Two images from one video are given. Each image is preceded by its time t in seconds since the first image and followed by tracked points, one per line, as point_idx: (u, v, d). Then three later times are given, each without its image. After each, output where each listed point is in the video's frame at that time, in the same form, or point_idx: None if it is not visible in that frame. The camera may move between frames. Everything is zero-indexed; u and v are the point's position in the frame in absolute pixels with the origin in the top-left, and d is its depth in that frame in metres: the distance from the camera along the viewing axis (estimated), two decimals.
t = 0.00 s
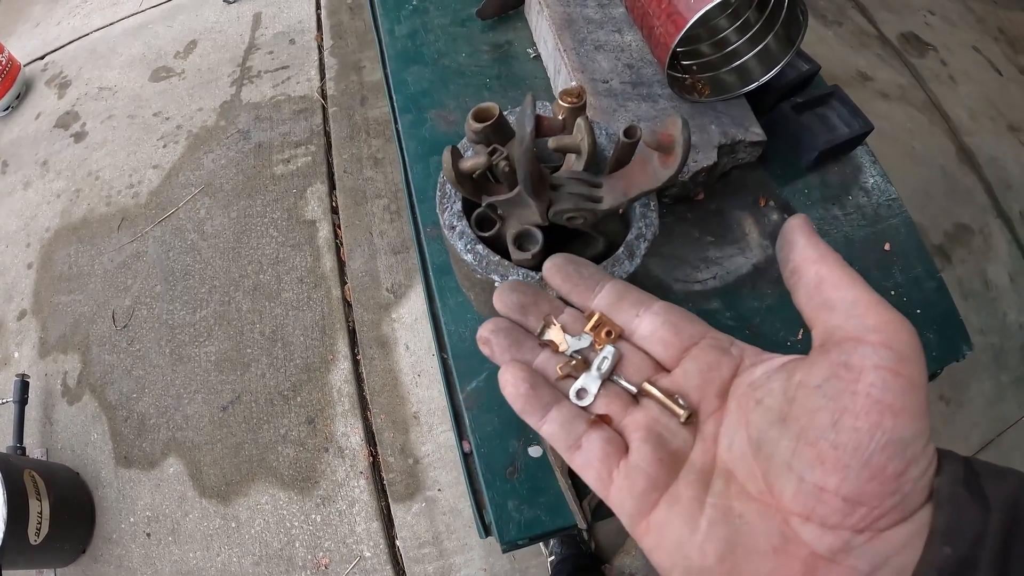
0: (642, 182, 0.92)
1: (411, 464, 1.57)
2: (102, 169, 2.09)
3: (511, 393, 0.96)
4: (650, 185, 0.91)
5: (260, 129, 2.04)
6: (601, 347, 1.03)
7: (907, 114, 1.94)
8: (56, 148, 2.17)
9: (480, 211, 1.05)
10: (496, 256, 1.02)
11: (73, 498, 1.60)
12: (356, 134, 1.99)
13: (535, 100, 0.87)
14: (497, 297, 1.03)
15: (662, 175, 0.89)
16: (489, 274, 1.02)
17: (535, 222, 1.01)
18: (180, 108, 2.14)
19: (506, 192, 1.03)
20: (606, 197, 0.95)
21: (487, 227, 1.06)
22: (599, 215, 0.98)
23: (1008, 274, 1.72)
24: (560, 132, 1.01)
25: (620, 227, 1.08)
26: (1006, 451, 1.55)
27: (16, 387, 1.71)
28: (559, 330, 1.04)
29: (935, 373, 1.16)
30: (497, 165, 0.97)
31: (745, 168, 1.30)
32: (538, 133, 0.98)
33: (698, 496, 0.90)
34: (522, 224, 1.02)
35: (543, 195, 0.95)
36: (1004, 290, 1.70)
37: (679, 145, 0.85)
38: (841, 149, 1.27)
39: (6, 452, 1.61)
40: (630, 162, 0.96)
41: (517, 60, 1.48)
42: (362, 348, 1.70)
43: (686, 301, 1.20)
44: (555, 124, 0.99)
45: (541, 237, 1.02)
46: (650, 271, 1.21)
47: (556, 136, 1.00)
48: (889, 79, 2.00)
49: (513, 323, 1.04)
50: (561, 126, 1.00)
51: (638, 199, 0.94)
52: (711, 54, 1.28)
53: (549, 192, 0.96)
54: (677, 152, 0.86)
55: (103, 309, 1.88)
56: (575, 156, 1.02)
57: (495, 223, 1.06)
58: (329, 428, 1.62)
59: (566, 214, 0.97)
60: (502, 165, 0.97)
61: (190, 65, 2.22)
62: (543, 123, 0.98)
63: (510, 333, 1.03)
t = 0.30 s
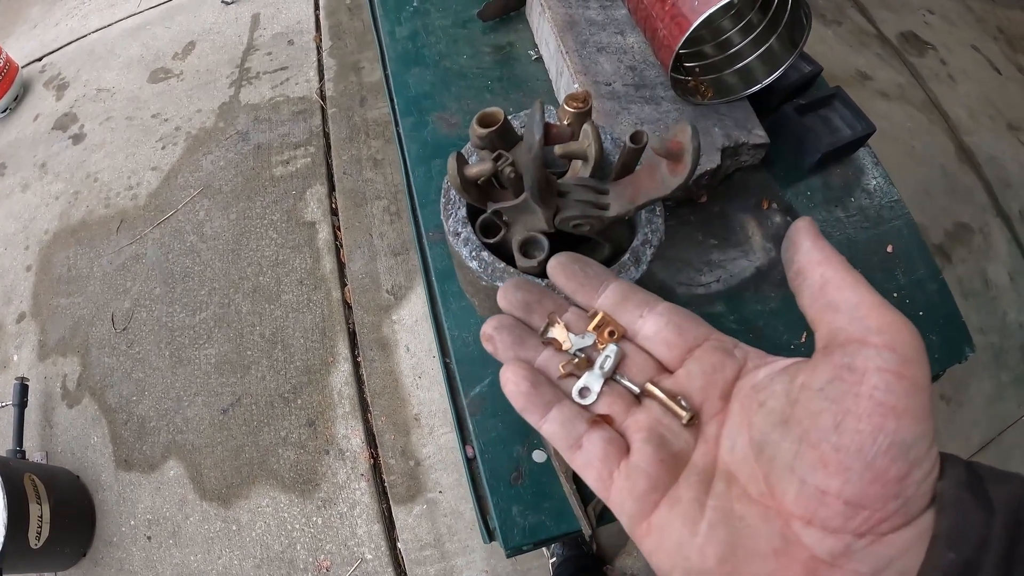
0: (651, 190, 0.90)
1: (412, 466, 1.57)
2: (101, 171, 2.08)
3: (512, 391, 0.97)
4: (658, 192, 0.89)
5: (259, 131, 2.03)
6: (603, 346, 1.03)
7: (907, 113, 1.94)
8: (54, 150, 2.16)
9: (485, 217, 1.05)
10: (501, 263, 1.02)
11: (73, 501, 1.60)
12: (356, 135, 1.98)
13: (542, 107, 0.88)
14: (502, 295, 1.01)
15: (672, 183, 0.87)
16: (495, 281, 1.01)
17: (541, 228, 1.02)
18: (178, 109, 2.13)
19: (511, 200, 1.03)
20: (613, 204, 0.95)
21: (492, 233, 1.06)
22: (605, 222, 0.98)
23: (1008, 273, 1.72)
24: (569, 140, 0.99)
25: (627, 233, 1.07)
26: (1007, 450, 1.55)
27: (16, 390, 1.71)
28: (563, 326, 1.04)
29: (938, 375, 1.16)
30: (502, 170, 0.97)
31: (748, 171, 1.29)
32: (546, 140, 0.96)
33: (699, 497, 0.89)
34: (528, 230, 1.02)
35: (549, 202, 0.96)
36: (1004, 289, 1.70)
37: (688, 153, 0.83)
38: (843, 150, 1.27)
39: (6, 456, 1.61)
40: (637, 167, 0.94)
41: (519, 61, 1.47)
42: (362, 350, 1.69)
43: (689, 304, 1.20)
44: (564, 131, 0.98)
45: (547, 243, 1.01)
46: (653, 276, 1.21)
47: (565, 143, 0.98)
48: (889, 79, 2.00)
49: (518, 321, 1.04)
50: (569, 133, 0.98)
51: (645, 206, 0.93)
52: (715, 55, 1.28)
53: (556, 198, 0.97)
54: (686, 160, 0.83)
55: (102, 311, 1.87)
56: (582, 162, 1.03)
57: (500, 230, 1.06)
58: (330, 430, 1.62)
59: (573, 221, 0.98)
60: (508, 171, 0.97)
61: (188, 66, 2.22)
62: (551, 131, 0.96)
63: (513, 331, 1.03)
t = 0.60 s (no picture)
0: (642, 182, 0.91)
1: (410, 465, 1.56)
2: (98, 171, 2.08)
3: (504, 381, 0.97)
4: (649, 185, 0.89)
5: (257, 130, 2.03)
6: (597, 332, 1.03)
7: (905, 111, 1.94)
8: (52, 150, 2.16)
9: (477, 212, 1.04)
10: (493, 258, 1.02)
11: (72, 501, 1.60)
12: (353, 135, 1.98)
13: (531, 102, 0.89)
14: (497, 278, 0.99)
15: (662, 175, 0.88)
16: (486, 276, 1.01)
17: (532, 223, 1.02)
18: (176, 109, 2.13)
19: (503, 194, 1.03)
20: (605, 198, 0.96)
21: (484, 228, 1.05)
22: (598, 216, 0.99)
23: (1007, 271, 1.72)
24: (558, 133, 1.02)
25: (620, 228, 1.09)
26: (1006, 447, 1.54)
27: (13, 391, 1.70)
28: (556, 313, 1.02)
29: (936, 372, 1.15)
30: (493, 165, 0.96)
31: (744, 168, 1.29)
32: (534, 131, 1.00)
33: (693, 486, 0.89)
34: (519, 225, 1.02)
35: (541, 197, 0.96)
36: (1003, 287, 1.70)
37: (679, 146, 0.83)
38: (840, 147, 1.27)
39: (3, 456, 1.60)
40: (630, 163, 0.95)
41: (514, 59, 1.47)
42: (360, 350, 1.69)
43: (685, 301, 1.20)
44: (554, 124, 1.01)
45: (539, 238, 1.01)
46: (649, 273, 1.20)
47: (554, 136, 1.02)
48: (886, 77, 1.99)
49: (511, 307, 1.03)
50: (559, 127, 1.01)
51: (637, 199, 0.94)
52: (710, 52, 1.27)
53: (548, 193, 0.98)
54: (676, 153, 0.84)
55: (100, 311, 1.87)
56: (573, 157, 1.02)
57: (491, 225, 1.05)
58: (328, 429, 1.62)
59: (565, 215, 0.98)
60: (499, 165, 0.96)
61: (186, 66, 2.22)
62: (540, 124, 1.00)
63: (507, 318, 1.02)
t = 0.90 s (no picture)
0: (632, 175, 0.90)
1: (408, 463, 1.57)
2: (97, 171, 2.08)
3: (498, 370, 0.98)
4: (639, 178, 0.89)
5: (255, 129, 2.03)
6: (591, 321, 1.03)
7: (902, 109, 1.94)
8: (51, 150, 2.17)
9: (471, 206, 1.05)
10: (487, 252, 1.01)
11: (71, 499, 1.60)
12: (351, 134, 1.98)
13: (521, 94, 0.86)
14: (492, 265, 0.99)
15: (652, 167, 0.87)
16: (479, 270, 1.01)
17: (524, 217, 1.04)
18: (175, 109, 2.14)
19: (496, 187, 1.04)
20: (596, 190, 0.96)
21: (478, 222, 1.07)
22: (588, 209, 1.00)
23: (1005, 269, 1.72)
24: (548, 126, 1.00)
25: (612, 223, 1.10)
26: (1007, 444, 1.55)
27: (12, 390, 1.71)
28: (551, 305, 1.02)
29: (932, 367, 1.16)
30: (486, 159, 0.97)
31: (739, 164, 1.30)
32: (525, 125, 0.96)
33: (688, 472, 0.90)
34: (512, 219, 1.04)
35: (532, 189, 0.96)
36: (1001, 284, 1.70)
37: (668, 137, 0.83)
38: (835, 144, 1.27)
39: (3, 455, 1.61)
40: (620, 157, 0.95)
41: (510, 57, 1.48)
42: (358, 348, 1.69)
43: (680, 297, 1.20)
44: (543, 117, 0.98)
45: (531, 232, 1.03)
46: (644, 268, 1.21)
47: (544, 129, 0.99)
48: (883, 75, 2.00)
49: (505, 296, 1.03)
50: (549, 119, 0.99)
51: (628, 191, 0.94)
52: (704, 49, 1.28)
53: (540, 185, 0.98)
54: (665, 144, 0.83)
55: (99, 311, 1.87)
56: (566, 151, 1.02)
57: (486, 219, 1.06)
58: (327, 428, 1.62)
59: (557, 208, 0.99)
60: (491, 160, 0.97)
61: (184, 66, 2.22)
62: (530, 117, 0.97)
63: (501, 307, 1.02)
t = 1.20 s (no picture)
0: (628, 174, 0.91)
1: (408, 462, 1.57)
2: (97, 171, 2.09)
3: (499, 349, 0.95)
4: (634, 177, 0.90)
5: (254, 130, 2.04)
6: (589, 308, 1.03)
7: (900, 108, 1.95)
8: (51, 151, 2.17)
9: (470, 205, 1.06)
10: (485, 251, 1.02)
11: (72, 499, 1.61)
12: (350, 134, 1.99)
13: (518, 94, 0.87)
14: (486, 256, 0.99)
15: (646, 167, 0.88)
16: (478, 268, 1.02)
17: (522, 216, 1.04)
18: (174, 110, 2.14)
19: (494, 187, 1.04)
20: (593, 189, 0.97)
21: (477, 221, 1.08)
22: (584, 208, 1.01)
23: (1003, 268, 1.73)
24: (545, 127, 1.00)
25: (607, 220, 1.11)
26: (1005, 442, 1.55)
27: (13, 391, 1.71)
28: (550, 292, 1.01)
29: (929, 365, 1.16)
30: (484, 159, 0.98)
31: (735, 163, 1.30)
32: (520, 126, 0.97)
33: (690, 461, 0.90)
34: (509, 218, 1.04)
35: (529, 188, 0.98)
36: (999, 283, 1.71)
37: (662, 136, 0.84)
38: (832, 143, 1.28)
39: (3, 456, 1.61)
40: (615, 157, 0.96)
41: (508, 57, 1.48)
42: (358, 348, 1.70)
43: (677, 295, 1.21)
44: (540, 117, 0.98)
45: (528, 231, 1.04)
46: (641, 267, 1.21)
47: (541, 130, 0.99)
48: (881, 74, 2.01)
49: (501, 280, 1.01)
50: (546, 119, 0.99)
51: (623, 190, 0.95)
52: (701, 49, 1.29)
53: (536, 184, 0.99)
54: (659, 144, 0.84)
55: (99, 311, 1.88)
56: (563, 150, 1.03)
57: (484, 218, 1.07)
58: (327, 427, 1.63)
59: (554, 206, 1.00)
60: (488, 159, 0.97)
61: (183, 67, 2.22)
62: (526, 118, 0.97)
63: (498, 290, 1.00)
